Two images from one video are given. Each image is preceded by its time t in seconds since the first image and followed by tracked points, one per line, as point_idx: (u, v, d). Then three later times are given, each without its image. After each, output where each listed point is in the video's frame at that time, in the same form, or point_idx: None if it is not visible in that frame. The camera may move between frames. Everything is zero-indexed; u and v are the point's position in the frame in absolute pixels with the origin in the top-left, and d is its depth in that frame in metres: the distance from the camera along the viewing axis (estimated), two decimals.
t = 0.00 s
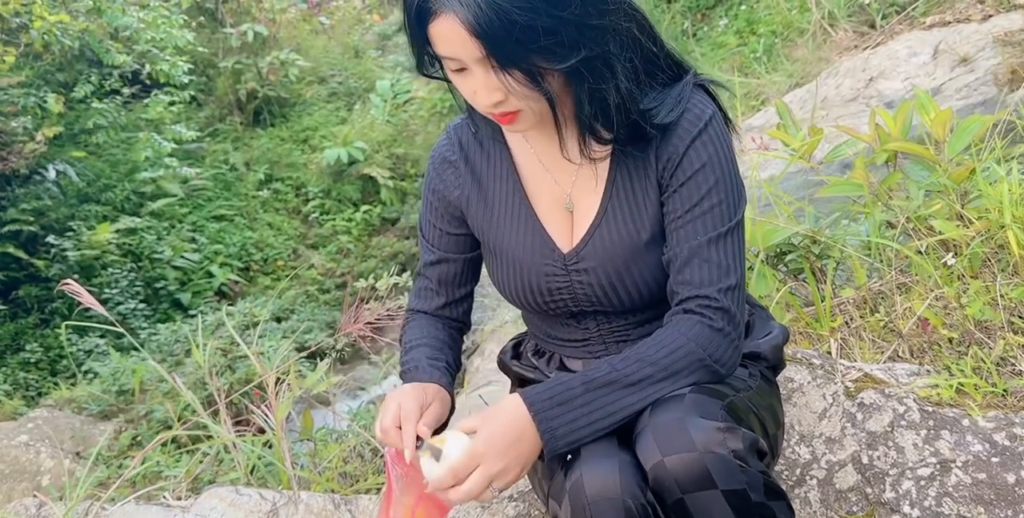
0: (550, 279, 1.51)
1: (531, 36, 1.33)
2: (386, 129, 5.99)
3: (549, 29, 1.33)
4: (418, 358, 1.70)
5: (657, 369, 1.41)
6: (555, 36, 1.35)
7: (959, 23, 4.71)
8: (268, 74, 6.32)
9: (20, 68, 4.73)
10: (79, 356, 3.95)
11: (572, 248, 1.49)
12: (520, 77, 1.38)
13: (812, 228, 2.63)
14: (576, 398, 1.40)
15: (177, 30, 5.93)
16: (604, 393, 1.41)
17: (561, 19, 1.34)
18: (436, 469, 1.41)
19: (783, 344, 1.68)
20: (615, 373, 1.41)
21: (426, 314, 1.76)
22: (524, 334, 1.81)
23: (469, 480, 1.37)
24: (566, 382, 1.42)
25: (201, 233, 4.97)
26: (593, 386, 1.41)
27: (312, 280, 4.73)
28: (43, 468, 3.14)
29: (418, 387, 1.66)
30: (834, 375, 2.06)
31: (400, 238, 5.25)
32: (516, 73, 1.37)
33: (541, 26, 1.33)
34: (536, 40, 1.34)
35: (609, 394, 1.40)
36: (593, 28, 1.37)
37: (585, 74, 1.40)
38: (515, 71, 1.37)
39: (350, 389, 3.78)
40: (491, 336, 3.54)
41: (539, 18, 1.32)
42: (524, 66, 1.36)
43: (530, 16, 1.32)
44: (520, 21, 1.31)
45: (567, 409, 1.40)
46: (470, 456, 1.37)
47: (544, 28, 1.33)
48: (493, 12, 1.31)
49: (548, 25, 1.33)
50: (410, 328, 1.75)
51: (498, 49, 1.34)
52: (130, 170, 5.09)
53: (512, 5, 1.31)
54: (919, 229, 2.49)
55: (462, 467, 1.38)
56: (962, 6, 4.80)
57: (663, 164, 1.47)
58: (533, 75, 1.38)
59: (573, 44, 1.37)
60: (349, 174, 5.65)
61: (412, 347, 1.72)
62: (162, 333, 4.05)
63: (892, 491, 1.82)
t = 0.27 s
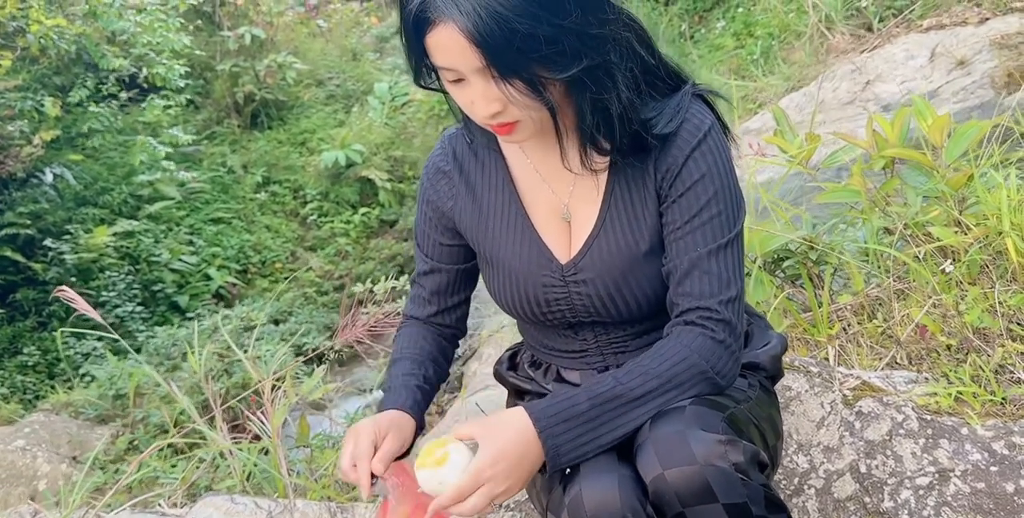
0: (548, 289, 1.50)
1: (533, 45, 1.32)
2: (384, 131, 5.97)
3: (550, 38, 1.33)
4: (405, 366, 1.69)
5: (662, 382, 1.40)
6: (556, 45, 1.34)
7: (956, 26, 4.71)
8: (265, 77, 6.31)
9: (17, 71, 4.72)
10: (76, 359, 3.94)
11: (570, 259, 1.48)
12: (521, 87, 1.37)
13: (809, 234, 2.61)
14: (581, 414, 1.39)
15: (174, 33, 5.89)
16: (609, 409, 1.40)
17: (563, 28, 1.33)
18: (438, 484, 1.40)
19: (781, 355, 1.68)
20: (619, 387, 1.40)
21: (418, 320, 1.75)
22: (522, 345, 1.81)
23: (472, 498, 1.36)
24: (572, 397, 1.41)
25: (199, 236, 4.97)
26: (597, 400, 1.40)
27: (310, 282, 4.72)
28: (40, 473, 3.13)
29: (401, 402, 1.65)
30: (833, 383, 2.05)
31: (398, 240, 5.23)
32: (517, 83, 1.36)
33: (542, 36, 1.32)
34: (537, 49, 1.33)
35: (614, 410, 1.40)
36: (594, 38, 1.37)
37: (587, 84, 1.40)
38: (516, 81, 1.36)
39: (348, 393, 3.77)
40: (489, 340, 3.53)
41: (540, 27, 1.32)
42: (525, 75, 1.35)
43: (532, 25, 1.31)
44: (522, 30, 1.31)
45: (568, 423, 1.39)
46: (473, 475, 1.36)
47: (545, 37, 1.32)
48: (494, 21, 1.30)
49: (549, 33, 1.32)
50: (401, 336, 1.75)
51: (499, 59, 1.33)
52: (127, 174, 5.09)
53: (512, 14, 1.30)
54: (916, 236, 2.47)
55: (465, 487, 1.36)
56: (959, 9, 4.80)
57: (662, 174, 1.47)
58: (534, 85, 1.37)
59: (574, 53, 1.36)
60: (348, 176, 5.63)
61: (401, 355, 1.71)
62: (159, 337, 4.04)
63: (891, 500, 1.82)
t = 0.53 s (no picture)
0: (543, 301, 1.49)
1: (522, 60, 1.31)
2: (381, 134, 5.95)
3: (539, 53, 1.32)
4: (399, 373, 1.68)
5: (659, 394, 1.39)
6: (546, 60, 1.33)
7: (952, 30, 4.72)
8: (262, 81, 6.32)
9: (13, 76, 4.70)
10: (72, 364, 3.94)
11: (566, 270, 1.47)
12: (511, 101, 1.36)
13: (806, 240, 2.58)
14: (579, 427, 1.39)
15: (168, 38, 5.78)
16: (607, 421, 1.39)
17: (552, 42, 1.32)
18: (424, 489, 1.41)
19: (779, 364, 1.67)
20: (617, 400, 1.40)
21: (408, 332, 1.74)
22: (517, 355, 1.80)
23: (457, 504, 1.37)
24: (569, 410, 1.40)
25: (195, 240, 4.95)
26: (595, 413, 1.39)
27: (307, 285, 4.69)
28: (35, 480, 3.12)
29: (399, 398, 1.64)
30: (830, 392, 2.04)
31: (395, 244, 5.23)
32: (506, 97, 1.36)
33: (531, 50, 1.31)
34: (527, 63, 1.32)
35: (612, 423, 1.39)
36: (584, 51, 1.36)
37: (578, 97, 1.39)
38: (506, 95, 1.35)
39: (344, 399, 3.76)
40: (486, 345, 3.52)
41: (528, 43, 1.30)
42: (515, 89, 1.35)
43: (520, 40, 1.30)
44: (510, 45, 1.30)
45: (565, 436, 1.38)
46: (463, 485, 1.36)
47: (534, 51, 1.31)
48: (483, 35, 1.29)
49: (538, 48, 1.31)
50: (391, 346, 1.74)
51: (488, 73, 1.32)
52: (124, 178, 5.06)
53: (501, 29, 1.29)
54: (913, 243, 2.48)
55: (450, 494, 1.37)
56: (956, 13, 4.80)
57: (657, 185, 1.46)
58: (524, 98, 1.36)
59: (564, 67, 1.35)
60: (345, 180, 5.63)
61: (392, 365, 1.70)
62: (156, 342, 4.02)
63: (889, 509, 1.81)
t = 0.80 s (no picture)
0: (532, 319, 1.48)
1: (508, 78, 1.30)
2: (371, 145, 5.92)
3: (526, 71, 1.30)
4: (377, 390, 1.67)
5: (648, 413, 1.38)
6: (533, 78, 1.32)
7: (940, 40, 4.69)
8: (251, 91, 6.28)
9: None
10: (60, 378, 3.90)
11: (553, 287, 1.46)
12: (498, 118, 1.35)
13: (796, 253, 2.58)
14: (567, 447, 1.38)
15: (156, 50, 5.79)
16: (595, 442, 1.38)
17: (538, 60, 1.31)
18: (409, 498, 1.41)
19: (768, 380, 1.66)
20: (605, 421, 1.38)
21: (387, 348, 1.73)
22: (503, 372, 1.78)
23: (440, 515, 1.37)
24: (557, 431, 1.39)
25: (184, 252, 4.92)
26: (584, 433, 1.38)
27: (296, 297, 4.66)
28: (21, 496, 3.09)
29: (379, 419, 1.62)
30: (821, 407, 2.03)
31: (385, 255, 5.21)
32: (493, 114, 1.34)
33: (517, 69, 1.30)
34: (513, 81, 1.30)
35: (601, 444, 1.38)
36: (571, 69, 1.35)
37: (565, 115, 1.38)
38: (492, 111, 1.34)
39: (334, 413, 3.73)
40: (477, 358, 3.50)
41: (515, 60, 1.29)
42: (502, 107, 1.33)
43: (506, 58, 1.28)
44: (497, 63, 1.28)
45: (554, 457, 1.37)
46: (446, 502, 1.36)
47: (521, 69, 1.30)
48: (469, 53, 1.28)
49: (525, 66, 1.30)
50: (370, 360, 1.72)
51: (474, 90, 1.30)
52: (111, 191, 4.99)
53: (487, 47, 1.27)
54: (903, 255, 2.47)
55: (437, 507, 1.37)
56: (944, 22, 4.78)
57: (643, 202, 1.44)
58: (511, 116, 1.35)
59: (550, 85, 1.34)
60: (334, 191, 5.59)
61: (371, 382, 1.68)
62: (144, 356, 3.99)
63: None
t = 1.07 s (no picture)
0: (514, 338, 1.45)
1: (488, 92, 1.28)
2: (353, 160, 5.88)
3: (505, 86, 1.28)
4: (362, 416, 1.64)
5: (632, 434, 1.36)
6: (512, 92, 1.29)
7: (923, 54, 4.71)
8: (231, 107, 6.22)
9: None
10: (39, 397, 3.84)
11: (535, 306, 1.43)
12: (477, 133, 1.32)
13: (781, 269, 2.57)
14: (552, 472, 1.35)
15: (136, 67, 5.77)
16: (580, 466, 1.35)
17: (518, 75, 1.28)
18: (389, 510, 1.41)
19: (753, 397, 1.64)
20: (589, 443, 1.36)
21: (370, 371, 1.69)
22: (487, 391, 1.75)
23: None
24: (541, 455, 1.36)
25: (165, 269, 4.87)
26: (567, 457, 1.36)
27: (278, 314, 4.61)
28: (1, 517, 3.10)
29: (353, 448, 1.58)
30: (808, 425, 2.00)
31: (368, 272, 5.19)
32: (472, 128, 1.32)
33: (496, 83, 1.27)
34: (492, 95, 1.28)
35: (586, 467, 1.36)
36: (550, 84, 1.32)
37: (544, 131, 1.35)
38: (472, 126, 1.32)
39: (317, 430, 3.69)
40: (461, 375, 3.46)
41: (494, 75, 1.27)
42: (481, 121, 1.31)
43: (485, 73, 1.26)
44: (475, 77, 1.26)
45: (538, 482, 1.35)
46: None
47: (500, 84, 1.27)
48: (448, 69, 1.25)
49: (504, 80, 1.27)
50: (354, 384, 1.69)
51: (452, 104, 1.28)
52: (90, 208, 4.94)
53: (466, 62, 1.25)
54: (888, 271, 2.46)
55: None
56: (926, 36, 4.80)
57: (624, 218, 1.42)
58: (490, 130, 1.33)
59: (529, 100, 1.31)
60: (316, 207, 5.55)
61: (353, 405, 1.65)
62: (125, 374, 3.94)
63: None
